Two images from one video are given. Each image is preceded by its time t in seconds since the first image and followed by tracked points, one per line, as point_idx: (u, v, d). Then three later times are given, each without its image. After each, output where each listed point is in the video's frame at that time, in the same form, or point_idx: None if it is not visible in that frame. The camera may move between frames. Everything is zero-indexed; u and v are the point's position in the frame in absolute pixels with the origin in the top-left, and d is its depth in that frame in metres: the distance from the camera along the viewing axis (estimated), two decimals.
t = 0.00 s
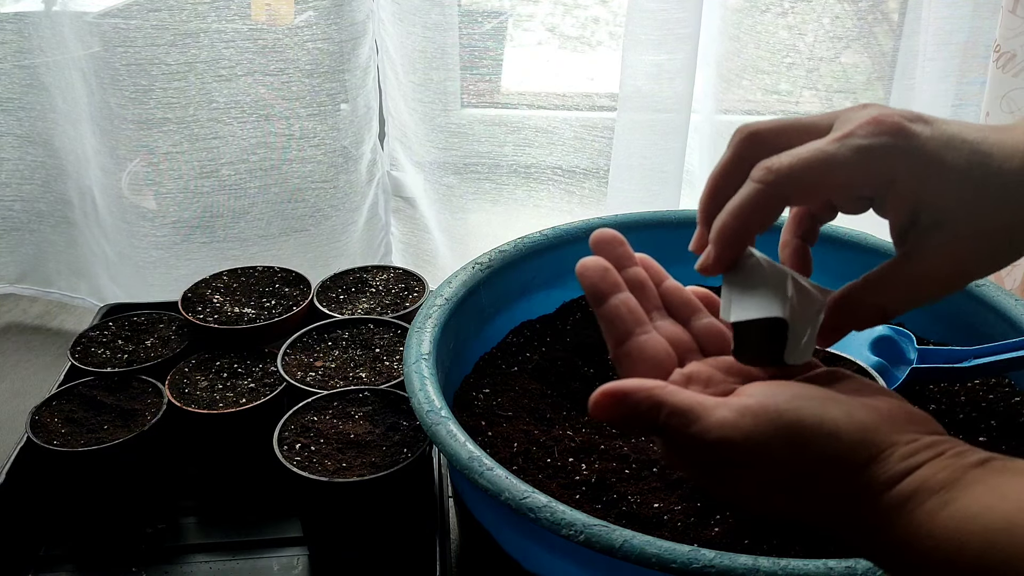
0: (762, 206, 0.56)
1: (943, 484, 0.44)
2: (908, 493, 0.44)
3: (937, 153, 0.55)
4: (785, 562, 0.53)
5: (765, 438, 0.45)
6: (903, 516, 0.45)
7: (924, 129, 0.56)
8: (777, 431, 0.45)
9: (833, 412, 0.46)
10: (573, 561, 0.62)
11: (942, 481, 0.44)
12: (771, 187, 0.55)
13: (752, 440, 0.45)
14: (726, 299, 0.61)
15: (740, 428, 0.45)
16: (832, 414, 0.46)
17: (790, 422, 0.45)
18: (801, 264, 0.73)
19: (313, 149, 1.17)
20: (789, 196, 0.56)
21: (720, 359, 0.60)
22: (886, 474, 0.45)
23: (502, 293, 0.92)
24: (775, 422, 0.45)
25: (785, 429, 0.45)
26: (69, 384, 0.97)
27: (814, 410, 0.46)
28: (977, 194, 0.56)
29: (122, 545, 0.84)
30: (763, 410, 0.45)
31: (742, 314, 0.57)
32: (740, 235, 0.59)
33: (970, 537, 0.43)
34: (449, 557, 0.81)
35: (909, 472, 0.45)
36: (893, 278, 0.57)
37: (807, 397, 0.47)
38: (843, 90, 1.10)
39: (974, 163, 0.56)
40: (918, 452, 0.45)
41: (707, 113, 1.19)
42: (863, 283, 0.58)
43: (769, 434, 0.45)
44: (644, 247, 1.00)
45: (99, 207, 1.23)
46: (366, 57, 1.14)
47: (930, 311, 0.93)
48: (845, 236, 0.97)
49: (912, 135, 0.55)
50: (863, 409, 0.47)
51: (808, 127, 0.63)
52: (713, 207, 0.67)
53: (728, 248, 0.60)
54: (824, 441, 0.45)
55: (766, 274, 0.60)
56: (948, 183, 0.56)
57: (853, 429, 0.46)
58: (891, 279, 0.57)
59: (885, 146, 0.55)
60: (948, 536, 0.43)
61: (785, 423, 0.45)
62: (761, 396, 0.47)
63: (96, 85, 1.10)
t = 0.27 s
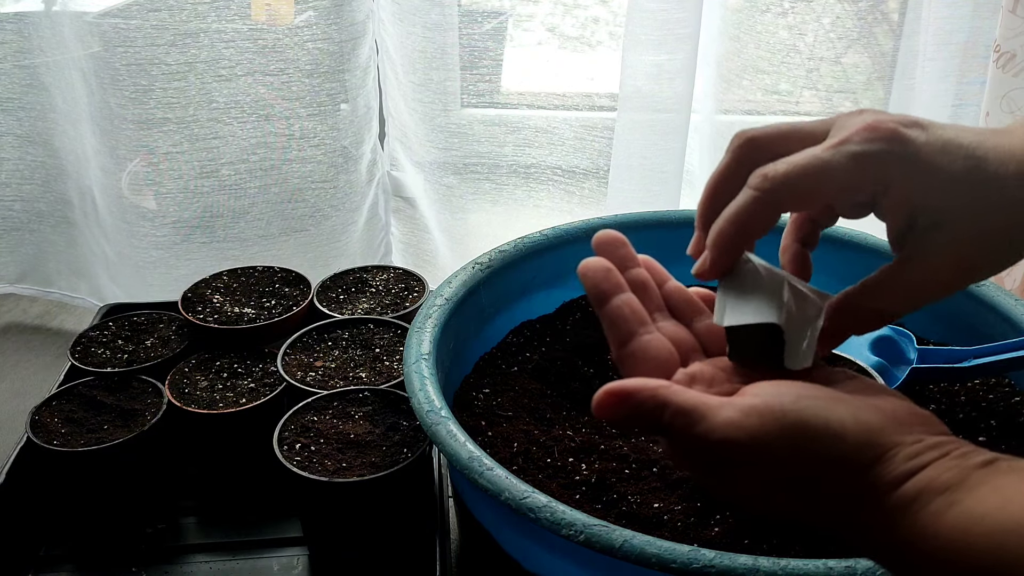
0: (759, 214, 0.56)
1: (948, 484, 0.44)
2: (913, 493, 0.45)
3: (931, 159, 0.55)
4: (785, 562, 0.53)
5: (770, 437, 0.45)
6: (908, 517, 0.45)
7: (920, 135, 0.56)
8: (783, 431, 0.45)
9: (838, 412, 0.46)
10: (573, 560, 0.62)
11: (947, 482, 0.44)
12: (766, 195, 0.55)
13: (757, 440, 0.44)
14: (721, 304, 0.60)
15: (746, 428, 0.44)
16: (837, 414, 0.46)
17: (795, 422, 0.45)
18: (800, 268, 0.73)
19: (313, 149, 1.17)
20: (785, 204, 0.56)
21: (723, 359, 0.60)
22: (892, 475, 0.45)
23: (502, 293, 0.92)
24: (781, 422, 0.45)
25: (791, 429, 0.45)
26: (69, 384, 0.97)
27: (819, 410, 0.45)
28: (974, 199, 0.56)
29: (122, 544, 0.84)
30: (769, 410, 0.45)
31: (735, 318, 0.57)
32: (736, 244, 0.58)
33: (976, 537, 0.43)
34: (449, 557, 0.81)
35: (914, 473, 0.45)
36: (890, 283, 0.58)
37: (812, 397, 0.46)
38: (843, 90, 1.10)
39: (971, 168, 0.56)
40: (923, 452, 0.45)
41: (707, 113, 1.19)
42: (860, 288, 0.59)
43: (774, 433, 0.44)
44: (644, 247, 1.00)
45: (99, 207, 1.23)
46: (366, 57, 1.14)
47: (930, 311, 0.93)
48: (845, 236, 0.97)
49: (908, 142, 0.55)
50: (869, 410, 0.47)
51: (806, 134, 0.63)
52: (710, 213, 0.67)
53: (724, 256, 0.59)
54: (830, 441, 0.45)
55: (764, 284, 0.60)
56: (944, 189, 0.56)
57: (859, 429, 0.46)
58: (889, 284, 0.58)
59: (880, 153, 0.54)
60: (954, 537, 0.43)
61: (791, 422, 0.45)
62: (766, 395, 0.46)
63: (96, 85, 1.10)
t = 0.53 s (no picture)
0: (767, 194, 0.55)
1: (950, 479, 0.44)
2: (915, 488, 0.44)
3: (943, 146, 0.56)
4: (784, 562, 0.53)
5: (771, 431, 0.45)
6: (910, 512, 0.45)
7: (932, 125, 0.57)
8: (784, 424, 0.45)
9: (839, 405, 0.46)
10: (573, 560, 0.62)
11: (949, 477, 0.44)
12: (776, 173, 0.54)
13: (758, 434, 0.45)
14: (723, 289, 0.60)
15: (747, 421, 0.45)
16: (838, 407, 0.46)
17: (795, 416, 0.45)
18: (805, 261, 0.72)
19: (313, 149, 1.17)
20: (794, 183, 0.55)
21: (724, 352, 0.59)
22: (893, 470, 0.45)
23: (502, 292, 0.92)
24: (781, 416, 0.45)
25: (791, 423, 0.45)
26: (69, 384, 0.97)
27: (820, 403, 0.46)
28: (978, 190, 0.57)
29: (122, 544, 0.84)
30: (769, 404, 0.45)
31: (738, 296, 0.57)
32: (739, 224, 0.57)
33: (977, 532, 0.43)
34: (449, 557, 0.81)
35: (916, 468, 0.45)
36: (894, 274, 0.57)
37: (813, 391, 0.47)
38: (843, 91, 1.10)
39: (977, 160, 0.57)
40: (925, 447, 0.45)
41: (707, 113, 1.19)
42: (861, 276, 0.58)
43: (775, 427, 0.45)
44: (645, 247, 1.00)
45: (99, 207, 1.23)
46: (367, 57, 1.14)
47: (930, 311, 0.93)
48: (844, 235, 0.97)
49: (920, 129, 0.56)
50: (871, 404, 0.47)
51: (814, 119, 0.63)
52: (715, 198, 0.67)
53: (729, 235, 0.58)
54: (831, 436, 0.45)
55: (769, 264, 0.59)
56: (954, 179, 0.57)
57: (860, 423, 0.45)
58: (891, 274, 0.57)
59: (893, 138, 0.55)
60: (956, 532, 0.43)
61: (791, 416, 0.45)
62: (767, 389, 0.46)
63: (96, 85, 1.10)
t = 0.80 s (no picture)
0: (759, 198, 0.56)
1: (953, 482, 0.44)
2: (918, 491, 0.44)
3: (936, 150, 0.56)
4: (784, 562, 0.53)
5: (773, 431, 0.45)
6: (914, 514, 0.45)
7: (925, 128, 0.57)
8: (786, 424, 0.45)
9: (841, 406, 0.46)
10: (573, 560, 0.62)
11: (952, 479, 0.44)
12: (769, 178, 0.55)
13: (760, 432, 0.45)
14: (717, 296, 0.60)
15: (748, 421, 0.45)
16: (841, 408, 0.46)
17: (797, 418, 0.45)
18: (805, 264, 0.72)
19: (313, 149, 1.17)
20: (787, 187, 0.56)
21: (726, 350, 0.59)
22: (897, 472, 0.45)
23: (501, 292, 0.92)
24: (783, 417, 0.45)
25: (794, 424, 0.45)
26: (69, 384, 0.97)
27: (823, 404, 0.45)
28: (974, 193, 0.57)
29: (122, 544, 0.84)
30: (771, 406, 0.45)
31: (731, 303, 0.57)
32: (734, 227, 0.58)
33: (979, 534, 0.43)
34: (449, 557, 0.81)
35: (920, 470, 0.45)
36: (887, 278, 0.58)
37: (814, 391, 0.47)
38: (843, 91, 1.10)
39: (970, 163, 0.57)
40: (929, 449, 0.45)
41: (707, 113, 1.19)
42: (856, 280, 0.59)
43: (777, 427, 0.45)
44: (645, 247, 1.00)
45: (99, 207, 1.23)
46: (367, 57, 1.14)
47: (930, 311, 0.93)
48: (845, 236, 0.97)
49: (911, 133, 0.56)
50: (874, 405, 0.47)
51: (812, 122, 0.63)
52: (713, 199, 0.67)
53: (725, 238, 0.59)
54: (834, 438, 0.45)
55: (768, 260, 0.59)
56: (949, 183, 0.57)
57: (863, 426, 0.45)
58: (887, 277, 0.58)
59: (881, 144, 0.55)
60: (960, 534, 0.43)
61: (794, 418, 0.45)
62: (770, 391, 0.46)
63: (96, 85, 1.10)
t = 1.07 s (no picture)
0: (763, 193, 0.56)
1: (955, 481, 0.44)
2: (920, 490, 0.44)
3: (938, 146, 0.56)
4: (785, 562, 0.53)
5: (776, 435, 0.45)
6: (916, 513, 0.45)
7: (925, 125, 0.57)
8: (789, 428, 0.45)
9: (843, 409, 0.46)
10: (573, 560, 0.62)
11: (953, 479, 0.44)
12: (773, 173, 0.55)
13: (763, 436, 0.45)
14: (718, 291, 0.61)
15: (751, 425, 0.45)
16: (844, 411, 0.46)
17: (795, 422, 0.45)
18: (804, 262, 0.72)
19: (313, 149, 1.17)
20: (789, 183, 0.56)
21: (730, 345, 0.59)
22: (898, 472, 0.45)
23: (502, 292, 0.92)
24: (779, 422, 0.45)
25: (798, 427, 0.45)
26: (69, 384, 0.97)
27: (825, 407, 0.46)
28: (975, 189, 0.57)
29: (122, 544, 0.84)
30: (768, 411, 0.45)
31: (732, 292, 0.57)
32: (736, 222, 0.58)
33: (980, 532, 0.43)
34: (449, 557, 0.81)
35: (921, 470, 0.45)
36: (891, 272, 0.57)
37: (816, 395, 0.47)
38: (843, 91, 1.10)
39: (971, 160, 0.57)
40: (930, 449, 0.45)
41: (707, 113, 1.19)
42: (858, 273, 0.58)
43: (782, 430, 0.45)
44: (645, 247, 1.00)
45: (99, 207, 1.23)
46: (367, 57, 1.14)
47: (930, 311, 0.93)
48: (845, 236, 0.97)
49: (913, 129, 0.56)
50: (876, 406, 0.47)
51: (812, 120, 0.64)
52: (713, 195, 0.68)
53: (729, 231, 0.59)
54: (835, 439, 0.45)
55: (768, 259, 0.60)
56: (949, 179, 0.56)
57: (863, 426, 0.45)
58: (888, 273, 0.57)
59: (885, 138, 0.55)
60: (960, 533, 0.43)
61: (798, 421, 0.45)
62: (766, 396, 0.46)
63: (96, 85, 1.10)
